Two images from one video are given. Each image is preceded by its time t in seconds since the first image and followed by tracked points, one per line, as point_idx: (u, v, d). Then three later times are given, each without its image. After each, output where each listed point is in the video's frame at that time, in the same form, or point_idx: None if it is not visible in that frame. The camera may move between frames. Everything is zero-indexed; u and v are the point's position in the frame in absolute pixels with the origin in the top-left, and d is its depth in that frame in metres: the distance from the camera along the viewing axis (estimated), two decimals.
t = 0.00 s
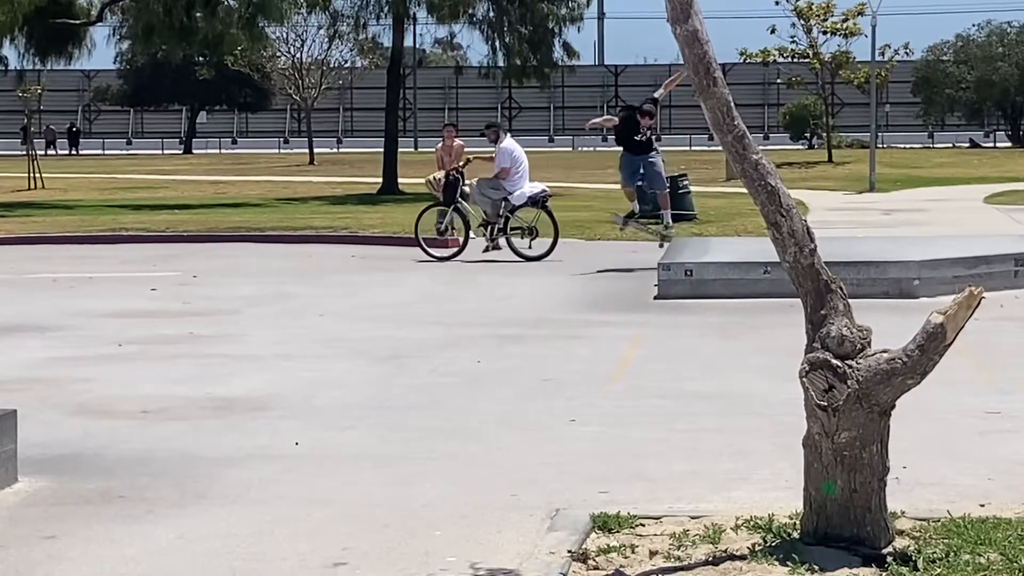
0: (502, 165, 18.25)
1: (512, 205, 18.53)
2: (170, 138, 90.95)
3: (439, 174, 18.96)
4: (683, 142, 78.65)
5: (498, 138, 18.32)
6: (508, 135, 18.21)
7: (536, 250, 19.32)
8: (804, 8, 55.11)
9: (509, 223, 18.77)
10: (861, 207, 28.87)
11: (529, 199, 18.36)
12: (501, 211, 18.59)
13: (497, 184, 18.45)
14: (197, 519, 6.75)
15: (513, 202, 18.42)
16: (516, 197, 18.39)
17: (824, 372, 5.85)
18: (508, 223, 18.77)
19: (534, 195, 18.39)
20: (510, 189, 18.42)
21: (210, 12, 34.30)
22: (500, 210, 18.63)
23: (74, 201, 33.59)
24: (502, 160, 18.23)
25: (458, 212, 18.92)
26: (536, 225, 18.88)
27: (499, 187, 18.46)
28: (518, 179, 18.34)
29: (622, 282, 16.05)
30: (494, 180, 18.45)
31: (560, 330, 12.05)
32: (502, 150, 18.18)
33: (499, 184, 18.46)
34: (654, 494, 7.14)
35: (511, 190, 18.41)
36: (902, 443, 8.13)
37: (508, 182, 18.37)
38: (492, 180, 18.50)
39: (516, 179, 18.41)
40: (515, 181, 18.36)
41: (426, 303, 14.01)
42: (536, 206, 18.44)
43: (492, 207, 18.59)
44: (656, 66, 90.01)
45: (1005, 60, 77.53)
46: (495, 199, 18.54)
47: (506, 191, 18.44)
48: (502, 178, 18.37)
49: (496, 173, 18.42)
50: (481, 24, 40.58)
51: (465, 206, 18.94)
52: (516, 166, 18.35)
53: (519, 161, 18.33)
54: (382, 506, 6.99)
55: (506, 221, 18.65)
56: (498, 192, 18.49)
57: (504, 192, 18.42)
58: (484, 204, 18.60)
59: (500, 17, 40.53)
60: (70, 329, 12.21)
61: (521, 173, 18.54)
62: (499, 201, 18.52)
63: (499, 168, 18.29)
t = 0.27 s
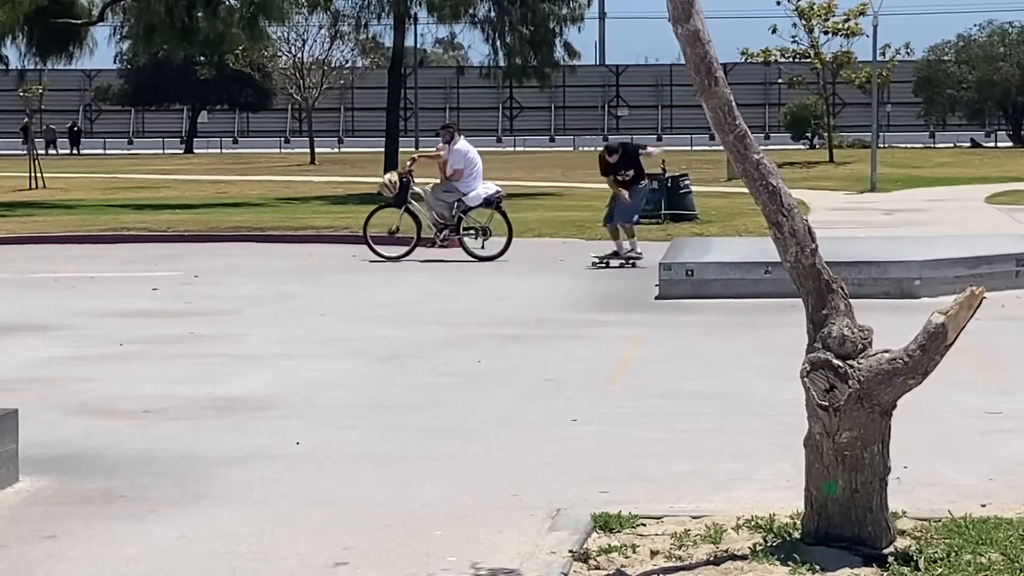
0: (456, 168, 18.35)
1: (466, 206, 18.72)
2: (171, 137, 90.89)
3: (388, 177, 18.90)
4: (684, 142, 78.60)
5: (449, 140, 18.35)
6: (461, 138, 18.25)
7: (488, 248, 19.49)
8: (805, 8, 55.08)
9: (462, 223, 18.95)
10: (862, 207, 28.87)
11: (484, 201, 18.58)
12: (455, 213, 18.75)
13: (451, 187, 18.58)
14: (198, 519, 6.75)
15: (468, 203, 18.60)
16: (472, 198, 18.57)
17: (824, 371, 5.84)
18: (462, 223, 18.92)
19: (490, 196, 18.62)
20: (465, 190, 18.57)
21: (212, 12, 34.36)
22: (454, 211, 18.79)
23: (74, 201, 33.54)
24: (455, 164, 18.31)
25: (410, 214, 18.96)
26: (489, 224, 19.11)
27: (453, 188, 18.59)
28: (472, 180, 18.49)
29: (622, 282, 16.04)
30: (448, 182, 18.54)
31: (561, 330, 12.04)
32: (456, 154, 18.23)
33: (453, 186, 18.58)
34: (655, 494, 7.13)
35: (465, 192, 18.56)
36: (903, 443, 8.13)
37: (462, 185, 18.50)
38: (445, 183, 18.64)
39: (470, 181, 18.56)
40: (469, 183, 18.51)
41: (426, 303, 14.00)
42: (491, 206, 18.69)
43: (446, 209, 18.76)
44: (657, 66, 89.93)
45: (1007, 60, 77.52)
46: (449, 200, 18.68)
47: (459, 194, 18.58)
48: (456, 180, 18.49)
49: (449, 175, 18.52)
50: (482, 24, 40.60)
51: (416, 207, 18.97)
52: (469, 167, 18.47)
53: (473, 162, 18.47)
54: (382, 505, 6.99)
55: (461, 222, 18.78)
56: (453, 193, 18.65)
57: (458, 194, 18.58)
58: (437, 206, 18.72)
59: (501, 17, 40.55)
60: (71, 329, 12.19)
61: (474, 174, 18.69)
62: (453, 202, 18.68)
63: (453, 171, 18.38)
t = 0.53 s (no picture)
0: (411, 167, 18.63)
1: (420, 206, 18.96)
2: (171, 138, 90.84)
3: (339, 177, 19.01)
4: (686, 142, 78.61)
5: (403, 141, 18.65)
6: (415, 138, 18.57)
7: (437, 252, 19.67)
8: (808, 8, 55.08)
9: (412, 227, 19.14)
10: (863, 207, 28.87)
11: (438, 200, 18.84)
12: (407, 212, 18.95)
13: (405, 186, 18.84)
14: (199, 519, 6.74)
15: (423, 203, 18.86)
16: (426, 198, 18.84)
17: (827, 371, 5.83)
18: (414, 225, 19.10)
19: (445, 197, 18.89)
20: (420, 190, 18.84)
21: (213, 13, 34.37)
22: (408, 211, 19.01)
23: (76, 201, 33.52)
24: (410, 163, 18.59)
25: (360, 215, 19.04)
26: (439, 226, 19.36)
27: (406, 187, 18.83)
28: (426, 179, 18.77)
29: (623, 282, 16.04)
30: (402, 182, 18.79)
31: (561, 330, 12.04)
32: (411, 152, 18.55)
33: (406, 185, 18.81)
34: (657, 495, 7.13)
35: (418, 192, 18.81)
36: (904, 443, 8.12)
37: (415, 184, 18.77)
38: (399, 183, 18.91)
39: (424, 181, 18.85)
40: (424, 183, 18.80)
41: (426, 303, 14.00)
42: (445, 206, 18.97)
43: (399, 209, 18.95)
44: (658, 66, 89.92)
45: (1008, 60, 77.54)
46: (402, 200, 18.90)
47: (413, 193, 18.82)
48: (410, 180, 18.77)
49: (404, 174, 18.79)
50: (484, 23, 40.81)
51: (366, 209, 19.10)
52: (422, 168, 18.78)
53: (427, 162, 18.81)
54: (382, 505, 6.99)
55: (413, 222, 19.00)
56: (406, 193, 18.90)
57: (413, 193, 18.83)
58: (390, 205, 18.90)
59: (504, 17, 40.68)
60: (70, 329, 12.19)
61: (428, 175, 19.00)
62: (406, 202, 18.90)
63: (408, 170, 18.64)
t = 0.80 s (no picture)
0: (366, 170, 18.60)
1: (374, 207, 18.95)
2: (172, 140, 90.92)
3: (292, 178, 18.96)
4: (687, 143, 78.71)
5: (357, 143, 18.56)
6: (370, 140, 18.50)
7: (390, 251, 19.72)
8: (809, 8, 55.12)
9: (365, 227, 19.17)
10: (865, 207, 28.88)
11: (393, 202, 18.84)
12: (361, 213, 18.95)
13: (359, 188, 18.81)
14: (201, 519, 6.75)
15: (378, 204, 18.85)
16: (381, 200, 18.83)
17: (828, 371, 5.82)
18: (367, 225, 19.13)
19: (399, 198, 18.85)
20: (374, 192, 18.78)
21: (215, 14, 34.42)
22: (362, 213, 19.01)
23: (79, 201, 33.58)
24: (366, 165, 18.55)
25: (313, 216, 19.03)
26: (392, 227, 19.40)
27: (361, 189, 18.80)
28: (381, 181, 18.74)
29: (624, 283, 16.05)
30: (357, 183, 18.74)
31: (561, 331, 12.05)
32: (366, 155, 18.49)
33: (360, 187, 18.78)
34: (659, 494, 7.14)
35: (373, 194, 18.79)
36: (906, 443, 8.12)
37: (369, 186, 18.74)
38: (354, 184, 18.85)
39: (379, 183, 18.82)
40: (379, 185, 18.76)
41: (427, 304, 14.02)
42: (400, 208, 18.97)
43: (353, 210, 18.95)
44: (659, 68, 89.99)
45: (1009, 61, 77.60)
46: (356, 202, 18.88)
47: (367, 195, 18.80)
48: (365, 182, 18.74)
49: (358, 176, 18.75)
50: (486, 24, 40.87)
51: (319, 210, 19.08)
52: (377, 170, 18.74)
53: (381, 164, 18.76)
54: (383, 505, 6.99)
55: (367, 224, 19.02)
56: (361, 195, 18.88)
57: (368, 195, 18.80)
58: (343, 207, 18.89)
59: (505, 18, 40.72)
60: (73, 329, 12.21)
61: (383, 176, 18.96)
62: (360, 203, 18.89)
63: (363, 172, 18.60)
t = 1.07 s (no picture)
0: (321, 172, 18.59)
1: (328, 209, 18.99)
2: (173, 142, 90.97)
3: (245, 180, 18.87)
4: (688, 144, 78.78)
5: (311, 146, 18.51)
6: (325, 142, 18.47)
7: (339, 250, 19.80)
8: (810, 10, 55.15)
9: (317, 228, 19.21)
10: (867, 209, 28.91)
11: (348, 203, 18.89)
12: (315, 214, 18.97)
13: (314, 190, 18.81)
14: (201, 521, 6.74)
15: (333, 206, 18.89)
16: (336, 201, 18.87)
17: (831, 371, 5.81)
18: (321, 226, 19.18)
19: (353, 200, 18.92)
20: (329, 194, 18.82)
21: (216, 16, 34.43)
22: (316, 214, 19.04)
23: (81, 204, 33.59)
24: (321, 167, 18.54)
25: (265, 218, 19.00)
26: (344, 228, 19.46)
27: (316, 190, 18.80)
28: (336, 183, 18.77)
29: (624, 284, 16.07)
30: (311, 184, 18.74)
31: (562, 331, 12.05)
32: (322, 157, 18.45)
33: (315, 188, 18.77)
34: (661, 495, 7.13)
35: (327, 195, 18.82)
36: (907, 444, 8.12)
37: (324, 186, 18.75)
38: (308, 185, 18.83)
39: (333, 184, 18.85)
40: (333, 186, 18.79)
41: (427, 305, 14.02)
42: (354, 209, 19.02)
43: (306, 212, 18.96)
44: (661, 69, 90.04)
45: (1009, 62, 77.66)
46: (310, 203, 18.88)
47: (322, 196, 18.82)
48: (320, 183, 18.75)
49: (312, 178, 18.75)
50: (486, 26, 40.89)
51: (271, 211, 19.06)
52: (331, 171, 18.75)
53: (335, 165, 18.76)
54: (384, 506, 6.99)
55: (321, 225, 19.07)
56: (315, 197, 18.88)
57: (323, 197, 18.81)
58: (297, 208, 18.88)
59: (506, 20, 40.75)
60: (74, 331, 12.21)
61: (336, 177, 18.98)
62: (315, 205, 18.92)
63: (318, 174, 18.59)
